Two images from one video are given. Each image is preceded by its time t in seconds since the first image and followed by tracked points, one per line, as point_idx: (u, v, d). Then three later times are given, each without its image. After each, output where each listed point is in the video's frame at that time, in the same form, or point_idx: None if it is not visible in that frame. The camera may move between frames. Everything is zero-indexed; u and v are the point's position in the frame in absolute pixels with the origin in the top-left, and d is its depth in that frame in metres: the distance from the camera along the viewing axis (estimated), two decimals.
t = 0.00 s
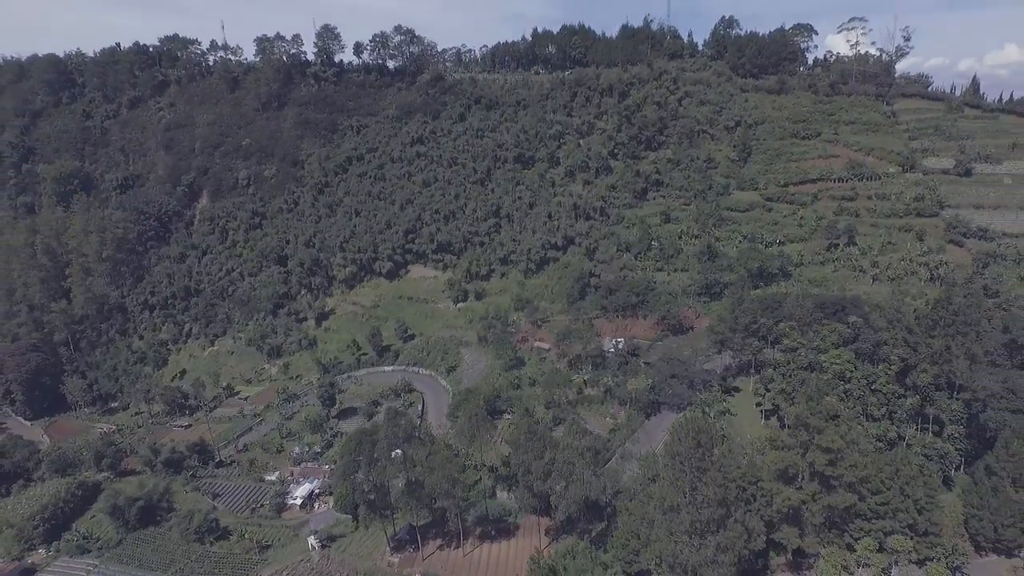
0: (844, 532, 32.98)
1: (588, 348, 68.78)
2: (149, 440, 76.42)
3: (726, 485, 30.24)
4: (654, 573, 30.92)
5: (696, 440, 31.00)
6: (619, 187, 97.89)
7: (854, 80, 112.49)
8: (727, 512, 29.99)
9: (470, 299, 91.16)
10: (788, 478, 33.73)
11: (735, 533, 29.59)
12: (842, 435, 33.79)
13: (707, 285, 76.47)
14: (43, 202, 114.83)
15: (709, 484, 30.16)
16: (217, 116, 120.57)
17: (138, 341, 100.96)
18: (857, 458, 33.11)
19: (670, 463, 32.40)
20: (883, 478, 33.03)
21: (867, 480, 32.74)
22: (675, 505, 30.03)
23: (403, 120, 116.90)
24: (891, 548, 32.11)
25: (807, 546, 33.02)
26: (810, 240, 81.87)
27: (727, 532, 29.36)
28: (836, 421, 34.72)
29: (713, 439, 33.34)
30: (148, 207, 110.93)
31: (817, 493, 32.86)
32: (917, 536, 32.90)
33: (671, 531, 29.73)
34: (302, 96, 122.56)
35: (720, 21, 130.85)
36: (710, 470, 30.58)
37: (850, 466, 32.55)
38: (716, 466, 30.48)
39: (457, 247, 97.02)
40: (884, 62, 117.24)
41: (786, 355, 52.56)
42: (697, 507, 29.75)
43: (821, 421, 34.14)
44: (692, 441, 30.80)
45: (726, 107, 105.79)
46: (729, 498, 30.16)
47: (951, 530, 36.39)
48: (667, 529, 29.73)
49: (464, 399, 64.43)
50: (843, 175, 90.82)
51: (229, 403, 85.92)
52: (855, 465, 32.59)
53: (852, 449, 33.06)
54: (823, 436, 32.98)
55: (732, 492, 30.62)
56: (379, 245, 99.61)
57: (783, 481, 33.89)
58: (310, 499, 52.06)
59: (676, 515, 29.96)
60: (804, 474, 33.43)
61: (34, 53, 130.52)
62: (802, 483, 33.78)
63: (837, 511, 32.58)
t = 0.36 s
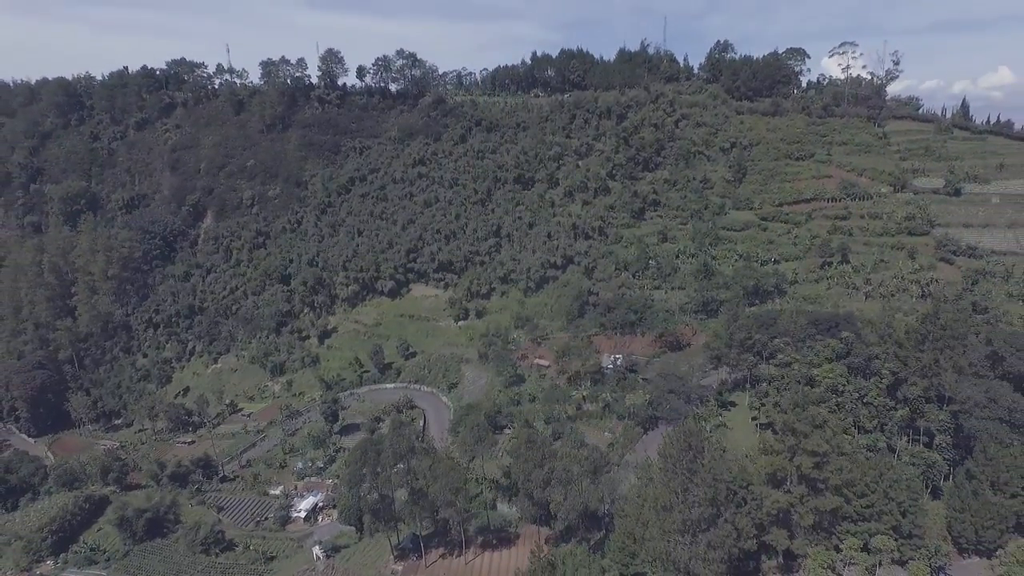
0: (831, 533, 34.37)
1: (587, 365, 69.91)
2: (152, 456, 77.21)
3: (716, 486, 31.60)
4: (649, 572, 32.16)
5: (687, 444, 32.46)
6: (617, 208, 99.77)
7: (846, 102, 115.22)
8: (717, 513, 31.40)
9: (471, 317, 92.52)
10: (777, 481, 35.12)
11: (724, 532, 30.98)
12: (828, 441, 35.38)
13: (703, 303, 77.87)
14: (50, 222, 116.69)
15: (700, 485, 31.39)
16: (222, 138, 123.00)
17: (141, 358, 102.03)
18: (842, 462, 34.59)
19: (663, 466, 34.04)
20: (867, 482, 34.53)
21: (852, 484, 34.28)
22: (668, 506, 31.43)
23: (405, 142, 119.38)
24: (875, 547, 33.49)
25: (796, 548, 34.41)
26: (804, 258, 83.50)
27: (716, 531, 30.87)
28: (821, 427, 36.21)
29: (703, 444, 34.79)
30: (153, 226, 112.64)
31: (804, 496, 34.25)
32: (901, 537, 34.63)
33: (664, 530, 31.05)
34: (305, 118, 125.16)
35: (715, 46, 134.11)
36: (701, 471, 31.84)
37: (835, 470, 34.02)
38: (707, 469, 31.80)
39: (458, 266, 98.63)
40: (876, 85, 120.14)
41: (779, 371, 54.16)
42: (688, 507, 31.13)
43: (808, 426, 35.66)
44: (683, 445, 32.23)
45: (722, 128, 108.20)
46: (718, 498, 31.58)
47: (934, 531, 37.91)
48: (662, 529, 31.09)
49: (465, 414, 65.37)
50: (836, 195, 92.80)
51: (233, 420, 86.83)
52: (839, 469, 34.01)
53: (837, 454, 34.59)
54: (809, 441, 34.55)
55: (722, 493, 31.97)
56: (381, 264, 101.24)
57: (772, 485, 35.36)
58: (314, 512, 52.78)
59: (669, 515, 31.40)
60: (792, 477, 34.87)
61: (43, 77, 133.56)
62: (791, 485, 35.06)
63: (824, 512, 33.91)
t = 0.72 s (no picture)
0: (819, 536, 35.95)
1: (586, 381, 71.02)
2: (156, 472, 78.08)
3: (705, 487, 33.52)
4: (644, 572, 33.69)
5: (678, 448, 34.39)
6: (615, 227, 101.43)
7: (839, 124, 117.81)
8: (706, 512, 33.24)
9: (471, 335, 93.84)
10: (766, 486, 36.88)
11: (714, 532, 32.83)
12: (815, 447, 37.15)
13: (699, 320, 79.27)
14: (56, 241, 118.38)
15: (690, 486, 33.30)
16: (227, 159, 125.34)
17: (144, 376, 103.05)
18: (827, 467, 36.36)
19: (656, 471, 35.80)
20: (852, 487, 36.36)
21: (838, 488, 36.01)
22: (660, 506, 33.23)
23: (406, 163, 121.69)
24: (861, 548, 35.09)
25: (786, 550, 35.93)
26: (799, 276, 85.02)
27: (706, 530, 32.68)
28: (808, 435, 38.02)
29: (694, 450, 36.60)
30: (158, 245, 114.39)
31: (792, 500, 35.90)
32: (885, 539, 36.40)
33: (657, 529, 32.73)
34: (309, 139, 127.63)
35: (710, 69, 137.32)
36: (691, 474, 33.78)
37: (821, 475, 35.79)
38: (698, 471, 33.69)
39: (459, 284, 100.19)
40: (868, 107, 122.91)
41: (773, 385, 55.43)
42: (679, 507, 32.99)
43: (795, 433, 37.38)
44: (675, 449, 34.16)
45: (717, 149, 110.63)
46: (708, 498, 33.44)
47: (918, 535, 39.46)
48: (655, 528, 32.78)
49: (466, 429, 66.23)
50: (829, 215, 94.76)
51: (235, 436, 87.68)
52: (824, 473, 35.88)
53: (822, 460, 36.46)
54: (797, 447, 36.33)
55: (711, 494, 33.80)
56: (383, 282, 102.82)
57: (762, 490, 37.00)
58: (317, 526, 53.34)
59: (662, 515, 33.10)
60: (780, 482, 36.61)
61: (52, 100, 136.51)
62: (780, 490, 36.85)
63: (811, 515, 35.58)
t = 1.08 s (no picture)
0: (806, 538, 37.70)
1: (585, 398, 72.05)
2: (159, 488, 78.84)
3: (697, 490, 35.43)
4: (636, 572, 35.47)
5: (671, 454, 36.48)
6: (613, 247, 103.12)
7: (832, 145, 120.31)
8: (697, 514, 35.10)
9: (472, 352, 95.05)
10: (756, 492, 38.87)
11: (705, 533, 34.69)
12: (803, 455, 39.03)
13: (696, 338, 80.53)
14: (62, 260, 119.96)
15: (681, 490, 35.17)
16: (232, 180, 127.53)
17: (147, 394, 103.93)
18: (815, 474, 38.15)
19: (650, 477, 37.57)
20: (839, 492, 38.03)
21: (824, 493, 37.79)
22: (652, 509, 35.08)
23: (407, 184, 123.76)
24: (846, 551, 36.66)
25: (776, 553, 37.63)
26: (794, 293, 86.51)
27: (698, 532, 34.52)
28: (796, 443, 39.95)
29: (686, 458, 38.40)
30: (163, 264, 116.03)
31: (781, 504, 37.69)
32: (872, 544, 37.88)
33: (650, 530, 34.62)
34: (312, 161, 129.95)
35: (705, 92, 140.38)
36: (683, 478, 35.70)
37: (808, 481, 37.62)
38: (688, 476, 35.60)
39: (460, 303, 101.65)
40: (860, 129, 125.58)
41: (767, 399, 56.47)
42: (671, 510, 34.90)
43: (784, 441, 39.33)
44: (668, 454, 36.21)
45: (713, 170, 112.96)
46: (699, 500, 35.35)
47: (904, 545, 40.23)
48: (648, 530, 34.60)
49: (466, 445, 67.10)
50: (822, 234, 96.64)
51: (238, 453, 88.40)
52: (810, 479, 37.71)
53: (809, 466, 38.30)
54: (785, 454, 38.25)
55: (703, 497, 35.68)
56: (385, 301, 104.36)
57: (752, 496, 38.90)
58: (321, 539, 54.28)
59: (656, 517, 34.94)
60: (769, 487, 38.51)
61: (61, 123, 139.29)
62: (769, 495, 38.83)
63: (799, 519, 37.49)
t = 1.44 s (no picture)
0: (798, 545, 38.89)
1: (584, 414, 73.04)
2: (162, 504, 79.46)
3: (688, 495, 37.56)
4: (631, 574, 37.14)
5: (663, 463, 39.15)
6: (611, 265, 104.92)
7: (826, 166, 122.67)
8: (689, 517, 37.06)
9: (472, 370, 96.19)
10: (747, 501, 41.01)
11: (699, 537, 36.50)
12: (793, 464, 40.73)
13: (693, 355, 81.79)
14: (67, 278, 121.36)
15: (674, 495, 36.99)
16: (236, 200, 129.65)
17: (150, 411, 104.74)
18: (803, 482, 39.82)
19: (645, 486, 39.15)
20: (828, 499, 39.43)
21: (814, 501, 39.20)
22: (649, 515, 36.48)
23: (409, 204, 125.90)
24: (836, 556, 37.84)
25: (767, 559, 39.06)
26: (789, 311, 88.09)
27: (691, 536, 36.39)
28: (786, 453, 41.72)
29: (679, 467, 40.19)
30: (167, 283, 117.60)
31: (771, 511, 39.42)
32: (861, 551, 38.86)
33: (644, 534, 36.19)
34: (315, 181, 132.26)
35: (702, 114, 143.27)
36: (675, 484, 37.69)
37: (798, 487, 39.22)
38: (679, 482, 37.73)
39: (461, 321, 103.04)
40: (853, 150, 128.14)
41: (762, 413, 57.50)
42: (666, 515, 36.71)
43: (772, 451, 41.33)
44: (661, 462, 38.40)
45: (709, 191, 115.19)
46: (691, 505, 37.44)
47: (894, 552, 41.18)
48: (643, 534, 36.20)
49: (466, 461, 68.02)
50: (817, 253, 98.51)
51: (240, 469, 89.06)
52: (799, 486, 39.42)
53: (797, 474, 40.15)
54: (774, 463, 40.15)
55: (694, 502, 37.75)
56: (387, 319, 105.82)
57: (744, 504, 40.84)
58: (323, 552, 55.24)
59: (651, 522, 36.30)
60: (760, 496, 40.38)
61: (68, 144, 141.78)
62: (760, 503, 40.33)
63: (788, 525, 39.26)
